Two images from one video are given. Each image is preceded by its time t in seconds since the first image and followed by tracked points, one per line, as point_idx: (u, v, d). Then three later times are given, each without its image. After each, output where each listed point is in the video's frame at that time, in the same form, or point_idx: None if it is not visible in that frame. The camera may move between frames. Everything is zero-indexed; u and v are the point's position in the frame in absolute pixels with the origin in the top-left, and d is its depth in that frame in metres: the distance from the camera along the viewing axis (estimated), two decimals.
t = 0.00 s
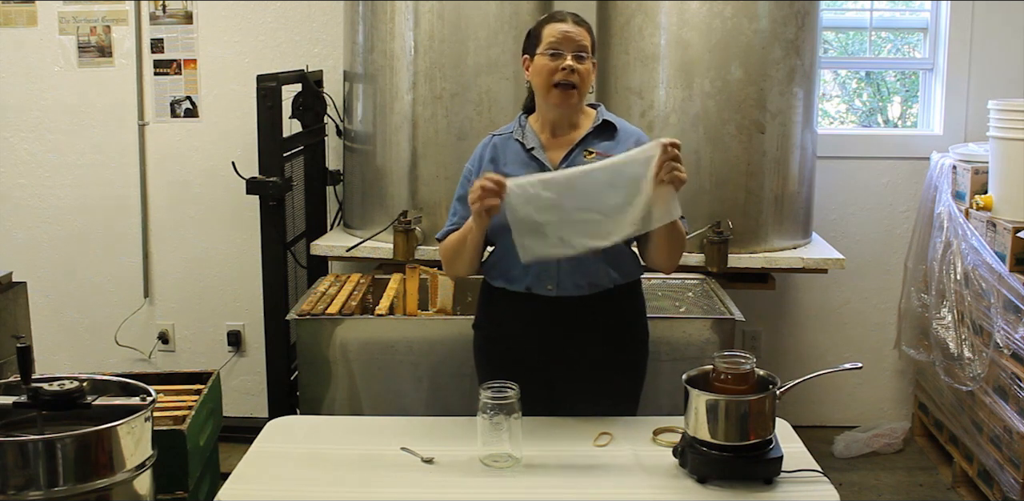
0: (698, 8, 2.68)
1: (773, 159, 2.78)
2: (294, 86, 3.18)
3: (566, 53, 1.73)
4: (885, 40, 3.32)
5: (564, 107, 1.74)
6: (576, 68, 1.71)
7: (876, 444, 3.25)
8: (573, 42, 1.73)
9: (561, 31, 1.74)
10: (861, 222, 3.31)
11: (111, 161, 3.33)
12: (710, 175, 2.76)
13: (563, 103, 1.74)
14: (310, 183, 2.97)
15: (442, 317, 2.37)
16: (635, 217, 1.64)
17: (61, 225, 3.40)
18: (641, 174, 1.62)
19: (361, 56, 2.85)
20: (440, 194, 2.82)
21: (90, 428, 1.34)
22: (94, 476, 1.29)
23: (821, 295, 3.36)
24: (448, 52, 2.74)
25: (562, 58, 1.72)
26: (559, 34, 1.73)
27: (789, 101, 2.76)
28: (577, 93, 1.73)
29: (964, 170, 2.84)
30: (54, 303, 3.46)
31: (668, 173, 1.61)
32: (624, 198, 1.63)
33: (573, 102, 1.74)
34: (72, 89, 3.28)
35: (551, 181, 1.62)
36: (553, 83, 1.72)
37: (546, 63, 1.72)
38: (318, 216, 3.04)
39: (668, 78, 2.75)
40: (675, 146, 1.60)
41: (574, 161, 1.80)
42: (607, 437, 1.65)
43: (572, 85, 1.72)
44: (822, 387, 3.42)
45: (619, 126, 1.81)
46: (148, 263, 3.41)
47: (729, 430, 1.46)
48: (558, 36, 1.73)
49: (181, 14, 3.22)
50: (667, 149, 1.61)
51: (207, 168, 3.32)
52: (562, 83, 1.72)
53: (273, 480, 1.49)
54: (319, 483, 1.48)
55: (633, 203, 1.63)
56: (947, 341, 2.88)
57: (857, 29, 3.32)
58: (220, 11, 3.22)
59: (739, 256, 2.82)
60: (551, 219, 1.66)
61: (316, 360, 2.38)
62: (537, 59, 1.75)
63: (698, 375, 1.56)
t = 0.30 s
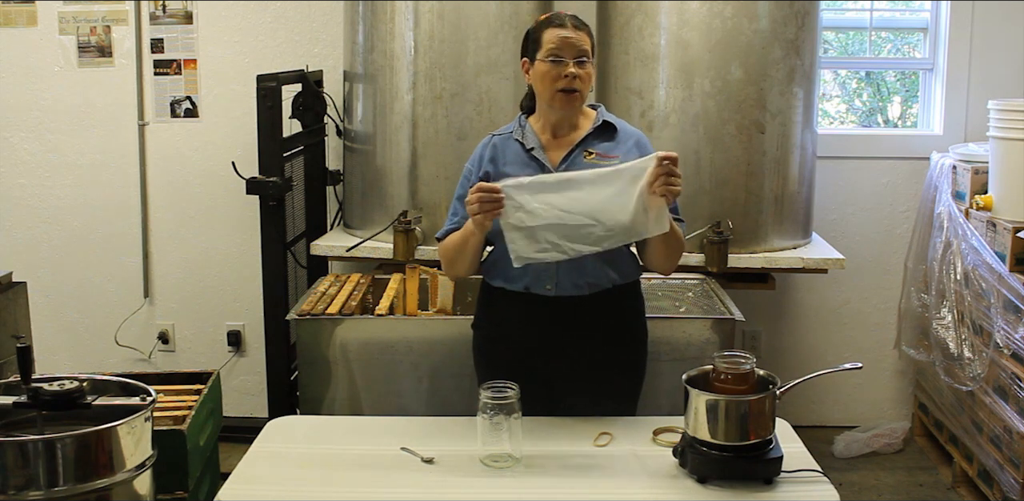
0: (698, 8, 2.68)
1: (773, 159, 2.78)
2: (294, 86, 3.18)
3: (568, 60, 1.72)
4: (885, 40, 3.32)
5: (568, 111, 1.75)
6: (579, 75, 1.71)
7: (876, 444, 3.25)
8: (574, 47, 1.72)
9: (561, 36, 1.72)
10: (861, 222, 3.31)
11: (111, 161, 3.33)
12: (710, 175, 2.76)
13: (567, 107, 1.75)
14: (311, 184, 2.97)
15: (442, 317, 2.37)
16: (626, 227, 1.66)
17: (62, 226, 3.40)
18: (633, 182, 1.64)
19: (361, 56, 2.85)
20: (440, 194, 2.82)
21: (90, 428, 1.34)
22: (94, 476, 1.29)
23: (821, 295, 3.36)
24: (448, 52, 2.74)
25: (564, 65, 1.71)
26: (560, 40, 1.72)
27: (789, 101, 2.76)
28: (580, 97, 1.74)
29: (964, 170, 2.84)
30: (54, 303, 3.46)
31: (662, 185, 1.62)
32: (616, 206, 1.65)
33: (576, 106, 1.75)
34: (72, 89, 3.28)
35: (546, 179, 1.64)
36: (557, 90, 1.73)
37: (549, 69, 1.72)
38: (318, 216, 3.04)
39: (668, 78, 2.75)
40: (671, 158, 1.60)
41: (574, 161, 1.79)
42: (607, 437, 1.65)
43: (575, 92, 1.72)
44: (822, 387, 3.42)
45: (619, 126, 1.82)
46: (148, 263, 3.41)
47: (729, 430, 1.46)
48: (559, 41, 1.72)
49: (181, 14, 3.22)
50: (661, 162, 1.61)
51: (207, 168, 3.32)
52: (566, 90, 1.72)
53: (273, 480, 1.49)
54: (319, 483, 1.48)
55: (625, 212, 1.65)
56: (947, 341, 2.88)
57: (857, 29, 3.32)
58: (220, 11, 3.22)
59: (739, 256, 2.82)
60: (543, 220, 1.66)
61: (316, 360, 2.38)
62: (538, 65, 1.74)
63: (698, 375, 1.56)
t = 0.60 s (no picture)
0: (698, 8, 2.68)
1: (773, 159, 2.78)
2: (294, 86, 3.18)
3: (564, 57, 1.72)
4: (885, 40, 3.32)
5: (566, 108, 1.75)
6: (575, 72, 1.71)
7: (876, 444, 3.25)
8: (570, 44, 1.72)
9: (557, 34, 1.72)
10: (861, 222, 3.31)
11: (111, 161, 3.33)
12: (710, 175, 2.76)
13: (565, 104, 1.75)
14: (311, 184, 2.97)
15: (442, 318, 2.37)
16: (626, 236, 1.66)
17: (62, 225, 3.40)
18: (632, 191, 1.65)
19: (361, 56, 2.85)
20: (440, 194, 2.82)
21: (90, 428, 1.34)
22: (94, 476, 1.29)
23: (821, 295, 3.36)
24: (448, 52, 2.74)
25: (560, 61, 1.72)
26: (556, 36, 1.72)
27: (789, 101, 2.76)
28: (578, 94, 1.74)
29: (964, 170, 2.84)
30: (54, 303, 3.46)
31: (661, 194, 1.63)
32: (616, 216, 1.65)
33: (575, 103, 1.75)
34: (72, 89, 3.28)
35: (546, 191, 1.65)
36: (554, 87, 1.73)
37: (545, 67, 1.72)
38: (318, 216, 3.04)
39: (668, 78, 2.75)
40: (669, 167, 1.62)
41: (574, 162, 1.79)
42: (607, 437, 1.65)
43: (572, 88, 1.72)
44: (822, 387, 3.42)
45: (618, 127, 1.82)
46: (148, 263, 3.41)
47: (729, 430, 1.46)
48: (555, 37, 1.72)
49: (181, 14, 3.22)
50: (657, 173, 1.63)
51: (206, 168, 3.32)
52: (563, 87, 1.72)
53: (273, 480, 1.49)
54: (319, 483, 1.48)
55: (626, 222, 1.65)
56: (947, 341, 2.88)
57: (857, 29, 3.32)
58: (221, 11, 3.22)
59: (739, 256, 2.82)
60: (542, 231, 1.65)
61: (316, 360, 2.38)
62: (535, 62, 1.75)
63: (698, 375, 1.56)
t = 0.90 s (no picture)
0: (698, 8, 2.68)
1: (773, 159, 2.78)
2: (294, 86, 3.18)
3: (563, 53, 1.72)
4: (885, 40, 3.32)
5: (564, 104, 1.73)
6: (574, 67, 1.70)
7: (876, 444, 3.25)
8: (569, 40, 1.72)
9: (556, 31, 1.73)
10: (861, 222, 3.31)
11: (111, 162, 3.33)
12: (710, 175, 2.76)
13: (565, 101, 1.73)
14: (311, 184, 2.97)
15: (442, 318, 2.37)
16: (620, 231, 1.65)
17: (62, 225, 3.40)
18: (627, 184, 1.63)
19: (361, 56, 2.85)
20: (440, 194, 2.82)
21: (90, 428, 1.34)
22: (94, 476, 1.29)
23: (821, 295, 3.36)
24: (448, 52, 2.74)
25: (559, 56, 1.71)
26: (555, 33, 1.73)
27: (789, 101, 2.76)
28: (576, 89, 1.72)
29: (964, 170, 2.84)
30: (54, 303, 3.46)
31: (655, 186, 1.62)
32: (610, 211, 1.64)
33: (573, 99, 1.73)
34: (72, 89, 3.28)
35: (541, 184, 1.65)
36: (552, 81, 1.71)
37: (544, 63, 1.72)
38: (318, 216, 3.04)
39: (668, 78, 2.75)
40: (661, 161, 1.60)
41: (574, 163, 1.80)
42: (607, 437, 1.65)
43: (571, 82, 1.71)
44: (822, 387, 3.42)
45: (619, 127, 1.82)
46: (148, 263, 3.41)
47: (729, 429, 1.46)
48: (555, 34, 1.73)
49: (181, 14, 3.22)
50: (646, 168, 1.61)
51: (206, 168, 3.32)
52: (561, 81, 1.71)
53: (273, 480, 1.49)
54: (319, 483, 1.48)
55: (619, 215, 1.63)
56: (947, 341, 2.88)
57: (857, 29, 3.32)
58: (221, 11, 3.22)
59: (739, 256, 2.82)
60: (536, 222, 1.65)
61: (316, 360, 2.38)
62: (534, 58, 1.74)
63: (698, 375, 1.56)
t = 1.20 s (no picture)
0: (698, 8, 2.68)
1: (773, 159, 2.78)
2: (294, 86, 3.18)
3: (556, 69, 1.72)
4: (885, 40, 3.32)
5: (566, 118, 1.77)
6: (570, 84, 1.72)
7: (876, 444, 3.25)
8: (562, 56, 1.71)
9: (546, 48, 1.71)
10: (861, 222, 3.31)
11: (111, 162, 3.33)
12: (710, 175, 2.76)
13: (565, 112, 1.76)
14: (311, 183, 2.97)
15: (442, 318, 2.36)
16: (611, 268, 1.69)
17: (62, 225, 3.40)
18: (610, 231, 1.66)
19: (361, 56, 2.85)
20: (440, 194, 2.82)
21: (90, 428, 1.34)
22: (94, 476, 1.29)
23: (821, 295, 3.36)
24: (448, 52, 2.74)
25: (555, 77, 1.72)
26: (547, 50, 1.71)
27: (789, 101, 2.76)
28: (576, 104, 1.75)
29: (964, 170, 2.84)
30: (54, 303, 3.46)
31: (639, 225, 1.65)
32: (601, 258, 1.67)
33: (574, 111, 1.77)
34: (72, 89, 3.28)
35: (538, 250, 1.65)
36: (551, 100, 1.74)
37: (539, 81, 1.73)
38: (318, 216, 3.04)
39: (668, 78, 2.75)
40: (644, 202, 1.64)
41: (577, 161, 1.79)
42: (607, 437, 1.65)
43: (570, 100, 1.74)
44: (821, 387, 3.42)
45: (622, 127, 1.82)
46: (148, 263, 3.41)
47: (729, 429, 1.46)
48: (547, 52, 1.71)
49: (181, 14, 3.22)
50: (629, 207, 1.64)
51: (206, 168, 3.32)
52: (559, 99, 1.74)
53: (273, 480, 1.49)
54: (320, 483, 1.48)
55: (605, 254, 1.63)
56: (947, 341, 2.88)
57: (857, 29, 3.32)
58: (221, 11, 3.22)
59: (739, 256, 2.82)
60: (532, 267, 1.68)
61: (316, 360, 2.38)
62: (530, 76, 1.75)
63: (698, 375, 1.56)
